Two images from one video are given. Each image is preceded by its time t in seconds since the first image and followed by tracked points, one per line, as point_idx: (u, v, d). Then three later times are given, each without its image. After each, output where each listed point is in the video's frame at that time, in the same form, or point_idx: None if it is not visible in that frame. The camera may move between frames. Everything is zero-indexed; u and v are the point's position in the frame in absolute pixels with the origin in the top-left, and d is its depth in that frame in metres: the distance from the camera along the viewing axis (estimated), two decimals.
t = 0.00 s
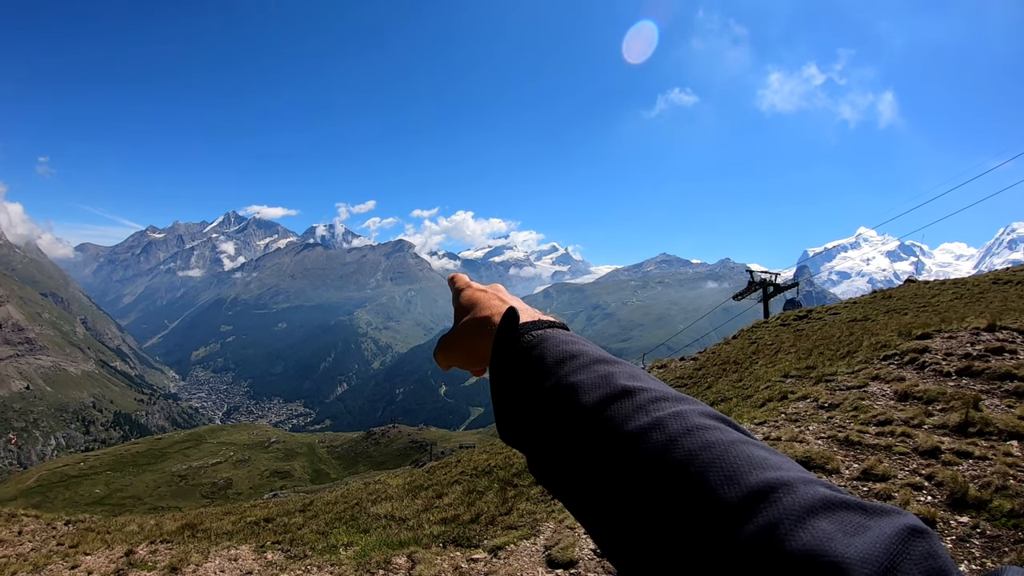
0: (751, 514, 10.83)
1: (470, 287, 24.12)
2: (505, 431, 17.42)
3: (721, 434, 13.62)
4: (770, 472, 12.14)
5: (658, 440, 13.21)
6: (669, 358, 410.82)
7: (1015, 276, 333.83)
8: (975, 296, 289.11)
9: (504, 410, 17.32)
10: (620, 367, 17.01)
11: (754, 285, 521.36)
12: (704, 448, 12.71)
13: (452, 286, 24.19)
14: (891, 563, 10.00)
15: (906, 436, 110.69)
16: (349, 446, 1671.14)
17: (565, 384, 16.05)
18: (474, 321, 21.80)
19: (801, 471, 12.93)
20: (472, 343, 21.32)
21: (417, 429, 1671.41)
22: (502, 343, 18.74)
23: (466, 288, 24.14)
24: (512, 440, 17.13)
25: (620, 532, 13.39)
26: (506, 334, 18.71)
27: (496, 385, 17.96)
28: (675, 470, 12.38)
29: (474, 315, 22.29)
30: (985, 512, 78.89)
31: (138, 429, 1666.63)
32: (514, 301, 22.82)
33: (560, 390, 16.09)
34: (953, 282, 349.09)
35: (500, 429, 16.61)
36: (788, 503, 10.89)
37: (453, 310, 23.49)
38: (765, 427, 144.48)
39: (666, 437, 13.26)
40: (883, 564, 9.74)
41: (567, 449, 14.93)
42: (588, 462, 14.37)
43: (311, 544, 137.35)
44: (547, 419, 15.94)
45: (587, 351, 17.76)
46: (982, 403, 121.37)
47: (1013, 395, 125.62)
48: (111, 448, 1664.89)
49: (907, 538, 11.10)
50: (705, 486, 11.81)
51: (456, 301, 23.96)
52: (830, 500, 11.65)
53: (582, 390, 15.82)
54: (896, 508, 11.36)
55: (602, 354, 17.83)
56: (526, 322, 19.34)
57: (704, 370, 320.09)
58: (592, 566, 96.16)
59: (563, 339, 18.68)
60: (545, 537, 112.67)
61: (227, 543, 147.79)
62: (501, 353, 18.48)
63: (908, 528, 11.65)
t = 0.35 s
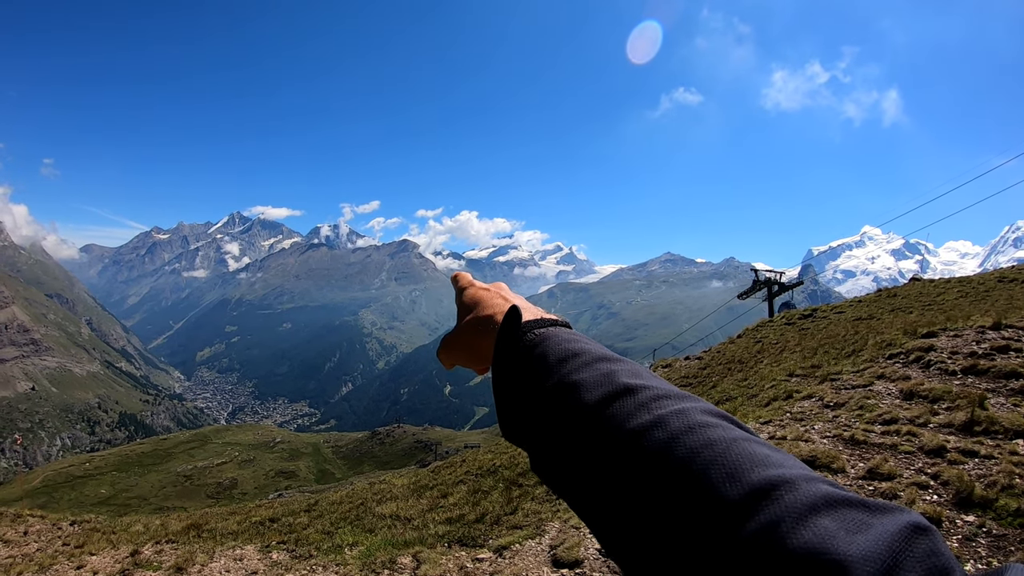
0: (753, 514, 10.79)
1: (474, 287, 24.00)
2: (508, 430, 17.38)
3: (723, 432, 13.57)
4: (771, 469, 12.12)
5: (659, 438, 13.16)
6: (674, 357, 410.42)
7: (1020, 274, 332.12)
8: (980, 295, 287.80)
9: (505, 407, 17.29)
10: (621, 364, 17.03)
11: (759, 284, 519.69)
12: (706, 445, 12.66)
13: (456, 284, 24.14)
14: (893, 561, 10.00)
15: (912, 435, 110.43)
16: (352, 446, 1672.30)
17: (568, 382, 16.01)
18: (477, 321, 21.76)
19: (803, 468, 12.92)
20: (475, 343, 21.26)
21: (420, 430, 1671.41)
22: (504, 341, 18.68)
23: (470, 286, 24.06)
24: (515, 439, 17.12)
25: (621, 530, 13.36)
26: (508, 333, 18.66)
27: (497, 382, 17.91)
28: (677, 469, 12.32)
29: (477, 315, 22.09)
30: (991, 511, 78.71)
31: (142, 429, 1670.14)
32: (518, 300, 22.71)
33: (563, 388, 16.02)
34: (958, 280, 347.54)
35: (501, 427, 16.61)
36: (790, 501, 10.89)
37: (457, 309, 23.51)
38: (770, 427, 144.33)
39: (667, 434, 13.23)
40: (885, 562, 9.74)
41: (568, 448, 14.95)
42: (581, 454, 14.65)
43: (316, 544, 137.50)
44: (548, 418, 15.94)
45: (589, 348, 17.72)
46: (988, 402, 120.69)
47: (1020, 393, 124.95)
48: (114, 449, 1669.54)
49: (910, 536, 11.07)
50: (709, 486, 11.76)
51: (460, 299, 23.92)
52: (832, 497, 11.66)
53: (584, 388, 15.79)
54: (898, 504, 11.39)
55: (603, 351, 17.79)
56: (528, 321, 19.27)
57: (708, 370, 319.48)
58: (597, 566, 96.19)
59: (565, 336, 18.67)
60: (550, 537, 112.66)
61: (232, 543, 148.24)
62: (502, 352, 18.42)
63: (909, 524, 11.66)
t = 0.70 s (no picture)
0: (749, 498, 10.82)
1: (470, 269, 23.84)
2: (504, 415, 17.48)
3: (719, 416, 13.64)
4: (768, 453, 12.16)
5: (655, 422, 13.26)
6: (676, 357, 410.30)
7: None
8: (983, 294, 287.20)
9: (501, 392, 17.38)
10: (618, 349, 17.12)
11: (762, 284, 518.97)
12: (701, 429, 12.77)
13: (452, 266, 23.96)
14: (889, 547, 10.05)
15: (914, 435, 110.31)
16: (354, 447, 1672.91)
17: (564, 366, 16.14)
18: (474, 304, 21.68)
19: (799, 453, 12.98)
20: (471, 325, 21.22)
21: (423, 430, 1671.48)
22: (501, 324, 18.79)
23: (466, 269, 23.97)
24: (511, 424, 17.22)
25: (611, 506, 13.65)
26: (505, 316, 18.72)
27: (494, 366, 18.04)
28: (673, 453, 12.40)
29: (474, 297, 21.95)
30: (993, 510, 78.60)
31: (145, 430, 1671.22)
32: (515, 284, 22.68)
33: (560, 372, 16.13)
34: (961, 279, 346.66)
35: (499, 412, 16.70)
36: (786, 485, 10.93)
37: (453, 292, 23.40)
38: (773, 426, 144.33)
39: (663, 418, 13.33)
40: (881, 548, 9.78)
41: (564, 432, 15.04)
42: (577, 439, 14.71)
43: (319, 544, 137.67)
44: (544, 403, 16.02)
45: (586, 333, 17.77)
46: (991, 402, 120.42)
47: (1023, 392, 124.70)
48: (117, 449, 1671.24)
49: (907, 521, 11.08)
50: (704, 470, 11.82)
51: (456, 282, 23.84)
52: (829, 482, 11.72)
53: (581, 372, 15.90)
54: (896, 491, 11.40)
55: (600, 336, 17.87)
56: (526, 304, 19.35)
57: (711, 369, 319.46)
58: (600, 566, 96.28)
59: (563, 320, 18.76)
60: (553, 537, 112.67)
61: (236, 543, 148.57)
62: (499, 336, 18.51)
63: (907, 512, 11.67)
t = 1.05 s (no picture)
0: (739, 496, 10.77)
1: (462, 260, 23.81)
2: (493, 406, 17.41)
3: (709, 411, 13.53)
4: (758, 449, 12.09)
5: (643, 415, 13.19)
6: (678, 358, 410.02)
7: None
8: (986, 294, 286.45)
9: (490, 382, 17.32)
10: (608, 340, 17.00)
11: (765, 284, 518.05)
12: (690, 424, 12.71)
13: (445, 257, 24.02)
14: (882, 551, 9.90)
15: (917, 436, 110.10)
16: (356, 447, 1673.66)
17: (553, 357, 16.04)
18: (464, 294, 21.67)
19: (790, 449, 12.85)
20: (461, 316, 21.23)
21: (425, 430, 1670.96)
22: (490, 314, 18.65)
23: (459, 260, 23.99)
24: (500, 415, 17.17)
25: (600, 501, 13.65)
26: (494, 306, 18.57)
27: (484, 356, 17.94)
28: (662, 448, 12.35)
29: (465, 287, 21.98)
30: (995, 512, 78.35)
31: (146, 430, 1674.19)
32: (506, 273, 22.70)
33: (549, 364, 16.02)
34: (964, 280, 345.82)
35: (489, 404, 16.62)
36: (776, 484, 10.79)
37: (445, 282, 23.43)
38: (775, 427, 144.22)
39: (651, 411, 13.27)
40: (873, 554, 9.66)
41: (552, 425, 14.98)
42: (566, 432, 14.67)
43: (320, 544, 137.76)
44: (533, 395, 15.97)
45: (575, 323, 17.59)
46: (993, 403, 120.10)
47: None
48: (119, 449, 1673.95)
49: (901, 523, 10.98)
50: (694, 466, 11.77)
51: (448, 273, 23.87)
52: (822, 480, 11.63)
53: (569, 364, 15.79)
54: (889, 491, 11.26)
55: (590, 326, 17.75)
56: (514, 294, 19.22)
57: (713, 370, 318.95)
58: (601, 567, 96.22)
59: (552, 311, 18.62)
60: (554, 538, 112.60)
61: (238, 543, 148.76)
62: (488, 326, 18.38)
63: (902, 513, 11.51)
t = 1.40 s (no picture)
0: (727, 485, 10.74)
1: (459, 251, 23.87)
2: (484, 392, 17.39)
3: (700, 398, 13.49)
4: (749, 437, 12.06)
5: (631, 402, 13.21)
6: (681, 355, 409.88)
7: None
8: (990, 292, 285.48)
9: (481, 369, 17.31)
10: (600, 326, 16.97)
11: (768, 281, 517.12)
12: (678, 410, 12.80)
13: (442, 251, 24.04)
14: (875, 542, 9.90)
15: (919, 434, 110.00)
16: (358, 445, 1676.18)
17: (543, 342, 16.04)
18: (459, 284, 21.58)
19: (781, 437, 12.87)
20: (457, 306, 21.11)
21: (427, 428, 1671.90)
22: (484, 300, 18.57)
23: (456, 252, 23.96)
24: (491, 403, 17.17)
25: (587, 490, 13.72)
26: (487, 292, 18.57)
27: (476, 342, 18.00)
28: (652, 438, 12.36)
29: (460, 278, 21.89)
30: (998, 509, 78.30)
31: (149, 428, 1678.53)
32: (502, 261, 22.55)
33: (539, 351, 15.99)
34: (968, 277, 344.86)
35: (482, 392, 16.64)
36: (765, 473, 10.81)
37: (443, 275, 23.47)
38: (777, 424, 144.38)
39: (640, 398, 13.25)
40: (863, 543, 9.69)
41: (540, 413, 15.07)
42: (555, 421, 14.67)
43: (323, 541, 138.13)
44: (523, 382, 15.99)
45: (567, 309, 17.56)
46: (996, 401, 119.79)
47: None
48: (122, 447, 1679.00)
49: (897, 513, 10.95)
50: (682, 456, 11.77)
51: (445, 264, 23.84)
52: (814, 470, 11.62)
53: (560, 350, 15.78)
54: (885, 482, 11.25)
55: (582, 312, 17.73)
56: (507, 281, 19.14)
57: (716, 368, 318.82)
58: (603, 564, 96.47)
59: (544, 297, 18.59)
60: (556, 535, 112.76)
61: (240, 540, 149.17)
62: (480, 313, 18.33)
63: (899, 502, 11.50)
